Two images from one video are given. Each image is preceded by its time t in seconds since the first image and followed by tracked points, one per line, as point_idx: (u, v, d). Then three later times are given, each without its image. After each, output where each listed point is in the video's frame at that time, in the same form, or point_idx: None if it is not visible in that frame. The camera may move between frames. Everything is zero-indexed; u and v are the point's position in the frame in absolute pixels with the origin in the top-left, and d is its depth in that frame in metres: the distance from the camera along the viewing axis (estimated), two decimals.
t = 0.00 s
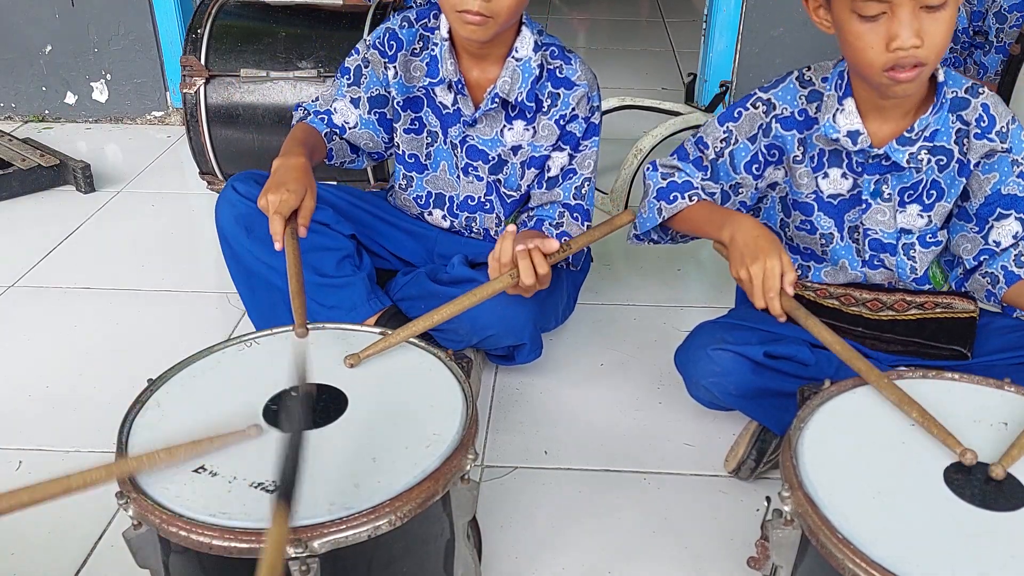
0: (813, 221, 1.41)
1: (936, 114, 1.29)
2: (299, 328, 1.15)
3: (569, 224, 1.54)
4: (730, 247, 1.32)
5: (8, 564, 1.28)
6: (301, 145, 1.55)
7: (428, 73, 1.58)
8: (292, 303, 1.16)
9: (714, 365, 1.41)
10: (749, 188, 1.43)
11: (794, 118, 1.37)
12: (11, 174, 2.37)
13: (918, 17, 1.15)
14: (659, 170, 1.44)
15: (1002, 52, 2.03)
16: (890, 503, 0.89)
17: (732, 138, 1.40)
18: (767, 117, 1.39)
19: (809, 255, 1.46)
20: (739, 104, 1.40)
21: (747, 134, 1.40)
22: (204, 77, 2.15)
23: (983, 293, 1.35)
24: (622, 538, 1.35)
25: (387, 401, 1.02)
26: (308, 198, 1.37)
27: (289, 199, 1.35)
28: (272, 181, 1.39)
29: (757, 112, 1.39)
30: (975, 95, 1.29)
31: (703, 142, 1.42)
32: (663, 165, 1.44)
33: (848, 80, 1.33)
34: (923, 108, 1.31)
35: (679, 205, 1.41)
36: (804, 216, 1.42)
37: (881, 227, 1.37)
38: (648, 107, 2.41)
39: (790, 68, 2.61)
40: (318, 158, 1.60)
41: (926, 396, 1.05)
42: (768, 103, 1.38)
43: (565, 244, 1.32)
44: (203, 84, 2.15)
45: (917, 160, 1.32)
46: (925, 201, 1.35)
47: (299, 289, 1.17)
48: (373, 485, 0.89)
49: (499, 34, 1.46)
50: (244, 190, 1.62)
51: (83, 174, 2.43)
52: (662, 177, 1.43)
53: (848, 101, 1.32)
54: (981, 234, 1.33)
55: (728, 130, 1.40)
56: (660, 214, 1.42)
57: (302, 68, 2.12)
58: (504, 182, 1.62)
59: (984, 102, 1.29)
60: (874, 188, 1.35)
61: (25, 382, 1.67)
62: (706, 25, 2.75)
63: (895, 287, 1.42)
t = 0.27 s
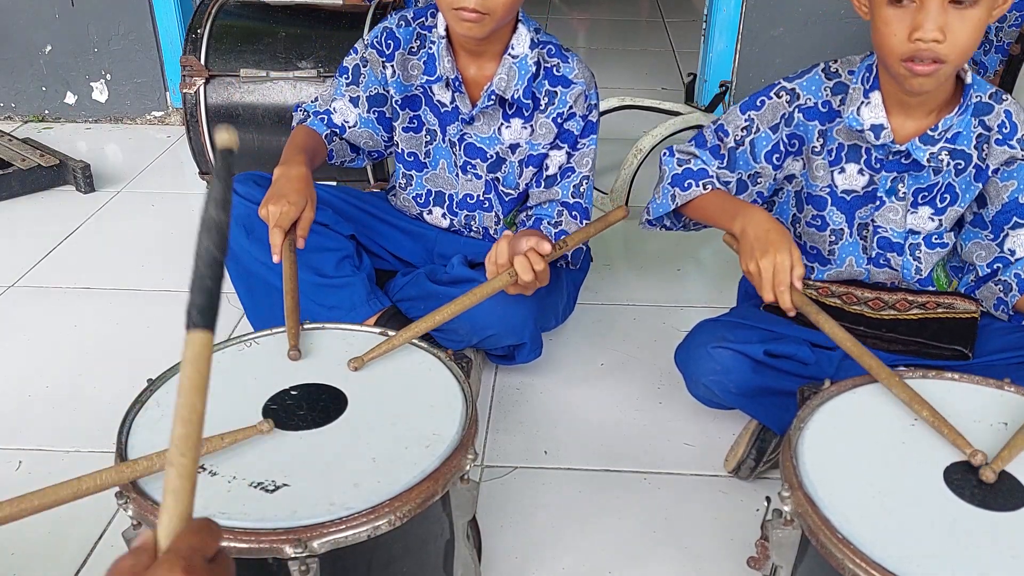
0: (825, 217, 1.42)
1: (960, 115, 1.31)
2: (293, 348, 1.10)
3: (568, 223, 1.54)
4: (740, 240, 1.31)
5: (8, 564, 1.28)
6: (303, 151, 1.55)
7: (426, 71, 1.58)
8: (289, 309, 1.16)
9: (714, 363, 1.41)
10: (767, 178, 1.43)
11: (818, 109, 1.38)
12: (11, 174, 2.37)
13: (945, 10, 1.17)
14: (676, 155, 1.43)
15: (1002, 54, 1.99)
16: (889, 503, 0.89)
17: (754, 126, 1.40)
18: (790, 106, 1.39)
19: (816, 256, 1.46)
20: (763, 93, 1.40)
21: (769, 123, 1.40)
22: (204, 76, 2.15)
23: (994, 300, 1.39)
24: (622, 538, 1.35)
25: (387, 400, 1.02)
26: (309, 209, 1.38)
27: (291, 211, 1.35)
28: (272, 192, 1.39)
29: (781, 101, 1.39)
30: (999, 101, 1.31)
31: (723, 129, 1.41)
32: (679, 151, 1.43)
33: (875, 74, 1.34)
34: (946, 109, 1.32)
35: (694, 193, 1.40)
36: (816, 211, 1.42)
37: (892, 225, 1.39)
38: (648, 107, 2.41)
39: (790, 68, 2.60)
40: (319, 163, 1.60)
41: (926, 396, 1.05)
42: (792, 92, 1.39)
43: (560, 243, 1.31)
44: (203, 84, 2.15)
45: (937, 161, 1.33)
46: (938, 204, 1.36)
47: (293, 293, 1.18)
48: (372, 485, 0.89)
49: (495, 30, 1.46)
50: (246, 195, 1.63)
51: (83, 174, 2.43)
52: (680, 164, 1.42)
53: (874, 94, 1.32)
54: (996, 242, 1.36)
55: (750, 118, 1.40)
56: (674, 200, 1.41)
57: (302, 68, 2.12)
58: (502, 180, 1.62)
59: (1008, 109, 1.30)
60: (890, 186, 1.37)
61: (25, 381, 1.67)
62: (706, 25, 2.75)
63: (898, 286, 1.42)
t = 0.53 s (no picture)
0: (833, 213, 1.41)
1: (973, 116, 1.31)
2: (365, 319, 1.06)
3: (565, 223, 1.54)
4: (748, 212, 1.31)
5: (8, 564, 1.28)
6: (302, 143, 1.57)
7: (424, 69, 1.58)
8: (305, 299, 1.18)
9: (714, 362, 1.41)
10: (781, 172, 1.42)
11: (834, 102, 1.38)
12: (12, 174, 2.37)
13: (963, 11, 1.17)
14: (690, 144, 1.44)
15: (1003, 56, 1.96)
16: (889, 503, 0.89)
17: (769, 118, 1.40)
18: (806, 99, 1.39)
19: (819, 257, 1.44)
20: (778, 86, 1.40)
21: (783, 115, 1.40)
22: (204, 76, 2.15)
23: (1000, 301, 1.41)
24: (623, 539, 1.35)
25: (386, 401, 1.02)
26: (309, 181, 1.45)
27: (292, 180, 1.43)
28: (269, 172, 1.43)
29: (796, 93, 1.39)
30: (1011, 103, 1.32)
31: (737, 121, 1.42)
32: (694, 139, 1.44)
33: (893, 69, 1.35)
34: (960, 109, 1.33)
35: (705, 176, 1.40)
36: (824, 208, 1.41)
37: (898, 224, 1.38)
38: (648, 107, 2.40)
39: (790, 68, 2.60)
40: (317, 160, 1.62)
41: (926, 397, 1.05)
42: (808, 85, 1.39)
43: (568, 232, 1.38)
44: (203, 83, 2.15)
45: (948, 160, 1.34)
46: (945, 205, 1.36)
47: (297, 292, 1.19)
48: (372, 485, 0.89)
49: (494, 27, 1.46)
50: (241, 191, 1.60)
51: (83, 174, 2.43)
52: (695, 150, 1.42)
53: (891, 89, 1.33)
54: (1003, 244, 1.37)
55: (764, 110, 1.40)
56: (687, 184, 1.41)
57: (302, 68, 2.12)
58: (500, 179, 1.61)
59: (1021, 112, 1.31)
60: (900, 183, 1.37)
61: (25, 381, 1.67)
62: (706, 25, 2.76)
63: (900, 286, 1.41)
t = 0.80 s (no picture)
0: (833, 211, 1.41)
1: (973, 116, 1.31)
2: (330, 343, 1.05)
3: (565, 222, 1.55)
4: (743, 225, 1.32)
5: (8, 563, 1.28)
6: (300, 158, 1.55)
7: (424, 69, 1.58)
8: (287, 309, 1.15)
9: (714, 362, 1.41)
10: (786, 171, 1.42)
11: (834, 100, 1.38)
12: (12, 174, 2.37)
13: (963, 13, 1.17)
14: (690, 147, 1.44)
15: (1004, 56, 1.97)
16: (889, 503, 0.89)
17: (770, 119, 1.40)
18: (806, 97, 1.39)
19: (819, 255, 1.45)
20: (778, 86, 1.41)
21: (784, 115, 1.40)
22: (204, 77, 2.15)
23: (1000, 300, 1.41)
24: (623, 539, 1.35)
25: (386, 402, 1.02)
26: (306, 221, 1.38)
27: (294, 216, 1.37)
28: (270, 201, 1.38)
29: (796, 93, 1.39)
30: (1010, 104, 1.31)
31: (739, 122, 1.42)
32: (694, 142, 1.44)
33: (893, 68, 1.34)
34: (960, 109, 1.32)
35: (705, 183, 1.41)
36: (825, 206, 1.41)
37: (898, 223, 1.38)
38: (648, 107, 2.40)
39: (790, 68, 2.60)
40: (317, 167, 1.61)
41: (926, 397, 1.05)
42: (808, 84, 1.39)
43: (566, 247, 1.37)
44: (203, 84, 2.15)
45: (947, 160, 1.34)
46: (943, 205, 1.36)
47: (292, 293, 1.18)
48: (372, 485, 0.89)
49: (492, 27, 1.46)
50: (244, 193, 1.62)
51: (83, 174, 2.43)
52: (695, 154, 1.43)
53: (891, 89, 1.32)
54: (1002, 243, 1.37)
55: (765, 111, 1.40)
56: (686, 190, 1.42)
57: (302, 68, 2.12)
58: (500, 179, 1.62)
59: (1019, 112, 1.31)
60: (899, 182, 1.37)
61: (25, 381, 1.67)
62: (706, 24, 2.75)
63: (899, 286, 1.43)
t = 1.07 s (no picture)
0: (836, 208, 1.41)
1: (972, 111, 1.31)
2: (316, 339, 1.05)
3: (566, 217, 1.54)
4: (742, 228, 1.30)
5: (8, 564, 1.28)
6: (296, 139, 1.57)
7: (425, 67, 1.58)
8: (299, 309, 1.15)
9: (714, 363, 1.41)
10: (786, 169, 1.41)
11: (836, 95, 1.38)
12: (12, 174, 2.37)
13: (959, 11, 1.17)
14: (690, 147, 1.42)
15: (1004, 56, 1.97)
16: (888, 502, 0.89)
17: (772, 115, 1.39)
18: (808, 92, 1.39)
19: (818, 252, 1.45)
20: (780, 82, 1.40)
21: (786, 112, 1.39)
22: (204, 76, 2.15)
23: (1001, 299, 1.40)
24: (623, 539, 1.35)
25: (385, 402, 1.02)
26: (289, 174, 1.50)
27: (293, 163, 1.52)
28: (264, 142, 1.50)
29: (798, 88, 1.39)
30: (1009, 99, 1.31)
31: (741, 120, 1.40)
32: (693, 143, 1.42)
33: (894, 65, 1.33)
34: (961, 105, 1.32)
35: (705, 185, 1.39)
36: (826, 204, 1.41)
37: (898, 220, 1.38)
38: (648, 107, 2.40)
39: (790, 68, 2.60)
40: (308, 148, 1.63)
41: (926, 396, 1.05)
42: (811, 78, 1.39)
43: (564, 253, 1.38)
44: (203, 84, 2.15)
45: (947, 156, 1.34)
46: (943, 201, 1.36)
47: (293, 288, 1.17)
48: (372, 485, 0.89)
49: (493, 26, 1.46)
50: (242, 193, 1.61)
51: (83, 174, 2.43)
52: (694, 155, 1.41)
53: (891, 85, 1.32)
54: (1000, 241, 1.37)
55: (767, 107, 1.39)
56: (685, 191, 1.41)
57: (302, 68, 2.12)
58: (501, 175, 1.62)
59: (1018, 107, 1.31)
60: (899, 178, 1.37)
61: (25, 381, 1.67)
62: (706, 25, 2.75)
63: (899, 285, 1.42)
